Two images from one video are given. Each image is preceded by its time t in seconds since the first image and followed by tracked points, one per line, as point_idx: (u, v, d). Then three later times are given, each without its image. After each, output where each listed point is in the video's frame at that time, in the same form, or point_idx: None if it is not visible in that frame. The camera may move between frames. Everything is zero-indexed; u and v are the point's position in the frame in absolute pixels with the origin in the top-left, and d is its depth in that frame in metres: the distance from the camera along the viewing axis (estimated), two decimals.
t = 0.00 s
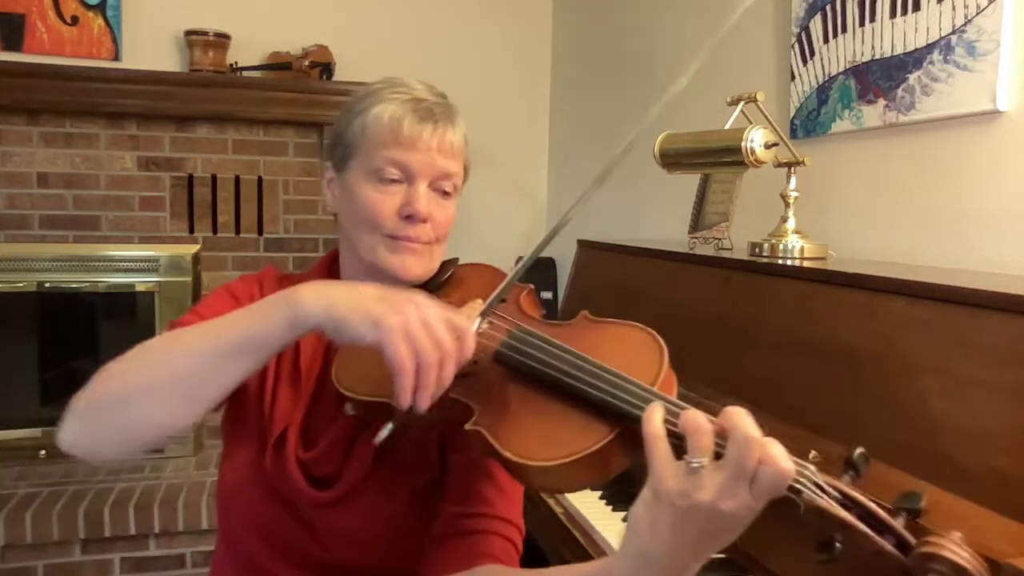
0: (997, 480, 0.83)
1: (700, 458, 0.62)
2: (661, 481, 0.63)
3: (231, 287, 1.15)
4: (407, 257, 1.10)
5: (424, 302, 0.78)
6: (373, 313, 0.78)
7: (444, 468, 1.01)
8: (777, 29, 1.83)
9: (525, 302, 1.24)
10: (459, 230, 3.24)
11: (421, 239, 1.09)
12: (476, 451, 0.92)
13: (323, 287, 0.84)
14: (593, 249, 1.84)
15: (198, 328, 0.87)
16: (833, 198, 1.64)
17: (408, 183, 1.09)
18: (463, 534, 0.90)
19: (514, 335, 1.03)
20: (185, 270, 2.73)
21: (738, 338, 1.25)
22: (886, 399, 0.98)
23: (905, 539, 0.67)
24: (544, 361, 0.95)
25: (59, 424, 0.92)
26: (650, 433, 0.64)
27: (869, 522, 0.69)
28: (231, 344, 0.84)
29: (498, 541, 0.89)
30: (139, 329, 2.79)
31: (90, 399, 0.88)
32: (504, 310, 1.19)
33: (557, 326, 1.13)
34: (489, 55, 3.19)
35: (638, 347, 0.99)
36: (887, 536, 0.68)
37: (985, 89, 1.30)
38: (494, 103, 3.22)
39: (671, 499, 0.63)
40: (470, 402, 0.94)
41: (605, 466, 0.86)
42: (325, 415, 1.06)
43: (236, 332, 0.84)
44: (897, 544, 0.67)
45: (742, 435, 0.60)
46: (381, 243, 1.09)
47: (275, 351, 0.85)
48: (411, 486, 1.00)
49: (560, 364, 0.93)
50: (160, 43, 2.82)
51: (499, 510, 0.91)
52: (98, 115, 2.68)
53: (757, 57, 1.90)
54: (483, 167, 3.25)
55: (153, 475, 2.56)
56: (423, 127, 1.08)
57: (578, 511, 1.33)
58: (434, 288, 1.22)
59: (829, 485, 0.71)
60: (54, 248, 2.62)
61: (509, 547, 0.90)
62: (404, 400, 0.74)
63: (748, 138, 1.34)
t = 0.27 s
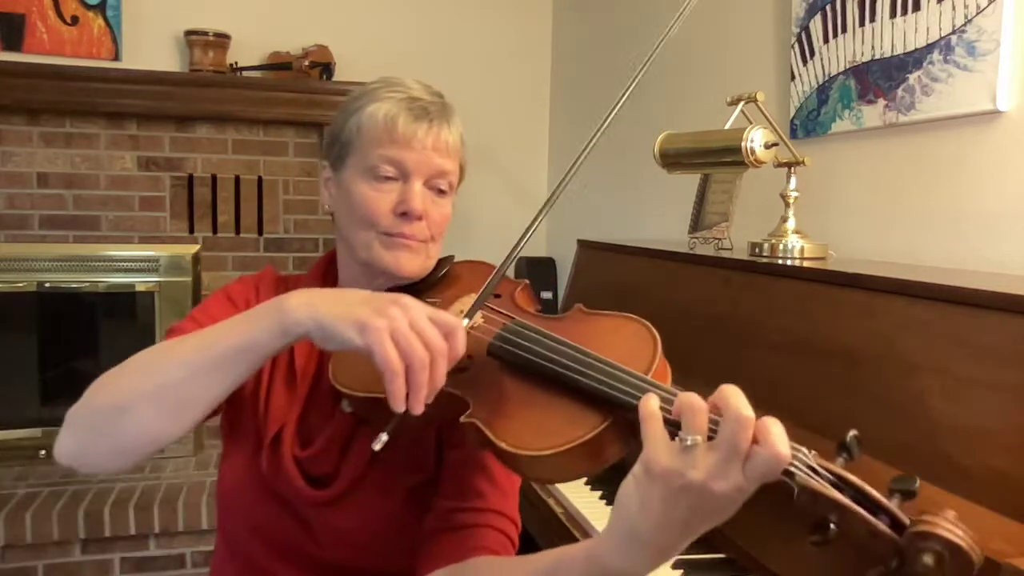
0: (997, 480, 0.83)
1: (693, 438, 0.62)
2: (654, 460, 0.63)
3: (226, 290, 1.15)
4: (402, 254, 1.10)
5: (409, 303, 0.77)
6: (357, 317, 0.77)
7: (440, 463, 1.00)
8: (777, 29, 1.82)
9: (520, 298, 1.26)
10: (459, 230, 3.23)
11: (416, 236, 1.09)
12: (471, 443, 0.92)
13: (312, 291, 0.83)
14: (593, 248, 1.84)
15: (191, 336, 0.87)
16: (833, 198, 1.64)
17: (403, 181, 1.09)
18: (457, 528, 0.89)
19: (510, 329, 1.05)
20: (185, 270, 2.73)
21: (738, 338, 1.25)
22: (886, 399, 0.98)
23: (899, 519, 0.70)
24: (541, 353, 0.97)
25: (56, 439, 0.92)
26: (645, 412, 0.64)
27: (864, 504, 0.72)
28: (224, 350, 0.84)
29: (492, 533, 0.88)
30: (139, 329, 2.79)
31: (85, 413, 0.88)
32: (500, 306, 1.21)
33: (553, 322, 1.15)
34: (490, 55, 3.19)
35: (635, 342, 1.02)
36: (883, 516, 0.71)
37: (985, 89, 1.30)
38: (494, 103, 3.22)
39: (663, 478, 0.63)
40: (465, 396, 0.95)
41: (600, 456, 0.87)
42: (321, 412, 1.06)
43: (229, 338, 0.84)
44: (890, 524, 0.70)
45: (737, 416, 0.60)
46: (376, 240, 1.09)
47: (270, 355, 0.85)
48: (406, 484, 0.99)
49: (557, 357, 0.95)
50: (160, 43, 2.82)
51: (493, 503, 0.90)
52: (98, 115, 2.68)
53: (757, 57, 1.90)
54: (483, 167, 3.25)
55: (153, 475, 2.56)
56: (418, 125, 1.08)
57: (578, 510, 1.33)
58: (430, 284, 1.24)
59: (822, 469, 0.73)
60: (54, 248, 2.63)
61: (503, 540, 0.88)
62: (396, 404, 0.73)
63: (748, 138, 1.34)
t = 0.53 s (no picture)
0: (997, 480, 0.83)
1: (705, 424, 0.62)
2: (666, 446, 0.63)
3: (222, 292, 1.15)
4: (406, 252, 1.09)
5: (389, 330, 0.77)
6: (337, 344, 0.77)
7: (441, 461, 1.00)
8: (777, 28, 1.83)
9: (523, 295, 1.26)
10: (459, 230, 3.23)
11: (421, 235, 1.09)
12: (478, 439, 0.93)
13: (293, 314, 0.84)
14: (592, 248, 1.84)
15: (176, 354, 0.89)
16: (833, 198, 1.64)
17: (410, 180, 1.09)
18: (461, 521, 0.88)
19: (517, 326, 1.07)
20: (185, 270, 2.73)
21: (738, 338, 1.25)
22: (886, 399, 0.98)
23: (907, 505, 0.73)
24: (549, 347, 0.99)
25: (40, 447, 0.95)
26: (656, 400, 0.63)
27: (871, 489, 0.75)
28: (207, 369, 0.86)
29: (495, 526, 0.87)
30: (139, 329, 2.79)
31: (68, 425, 0.90)
32: (504, 303, 1.21)
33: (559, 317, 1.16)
34: (489, 54, 3.19)
35: (639, 336, 1.03)
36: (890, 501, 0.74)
37: (985, 89, 1.30)
38: (494, 103, 3.22)
39: (674, 464, 0.62)
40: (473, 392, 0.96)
41: (608, 448, 0.89)
42: (320, 411, 1.06)
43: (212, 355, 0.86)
44: (899, 510, 0.74)
45: (748, 400, 0.60)
46: (381, 238, 1.09)
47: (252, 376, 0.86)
48: (406, 482, 0.99)
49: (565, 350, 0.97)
50: (160, 43, 2.82)
51: (496, 498, 0.90)
52: (98, 115, 2.68)
53: (757, 57, 1.91)
54: (483, 167, 3.25)
55: (153, 475, 2.56)
56: (427, 125, 1.08)
57: (578, 510, 1.33)
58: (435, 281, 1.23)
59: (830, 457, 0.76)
60: (53, 249, 2.62)
61: (507, 534, 0.88)
62: (371, 432, 0.73)
63: (748, 138, 1.34)
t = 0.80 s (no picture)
0: (997, 480, 0.83)
1: (717, 427, 0.62)
2: (676, 449, 0.62)
3: (222, 296, 1.15)
4: (414, 254, 1.09)
5: (363, 361, 0.74)
6: (307, 374, 0.75)
7: (449, 460, 1.00)
8: (777, 28, 1.83)
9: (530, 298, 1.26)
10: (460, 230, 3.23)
11: (429, 237, 1.09)
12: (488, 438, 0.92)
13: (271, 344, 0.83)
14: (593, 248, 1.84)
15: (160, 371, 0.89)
16: (833, 198, 1.64)
17: (419, 182, 1.09)
18: (470, 521, 0.88)
19: (526, 327, 1.07)
20: (185, 270, 2.73)
21: (738, 338, 1.25)
22: (886, 399, 0.98)
23: (915, 509, 0.74)
24: (556, 349, 0.99)
25: (24, 450, 0.96)
26: (667, 404, 0.62)
27: (879, 493, 0.76)
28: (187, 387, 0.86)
29: (501, 527, 0.87)
30: (139, 329, 2.79)
31: (52, 430, 0.92)
32: (513, 305, 1.20)
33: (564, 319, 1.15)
34: (490, 54, 3.19)
35: (646, 338, 1.04)
36: (898, 506, 0.74)
37: (985, 89, 1.30)
38: (494, 103, 3.22)
39: (685, 466, 0.62)
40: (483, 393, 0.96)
41: (617, 450, 0.89)
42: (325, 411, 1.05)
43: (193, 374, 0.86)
44: (907, 513, 0.74)
45: (760, 405, 0.59)
46: (389, 239, 1.09)
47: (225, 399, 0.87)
48: (413, 481, 0.99)
49: (574, 352, 0.98)
50: (160, 43, 2.83)
51: (504, 497, 0.90)
52: (98, 115, 2.68)
53: (757, 57, 1.90)
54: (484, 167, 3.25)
55: (153, 475, 2.56)
56: (437, 128, 1.08)
57: (578, 510, 1.33)
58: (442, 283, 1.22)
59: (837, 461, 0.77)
60: (54, 249, 2.62)
61: (514, 534, 0.88)
62: (336, 465, 0.71)
63: (748, 138, 1.34)
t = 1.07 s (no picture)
0: (997, 480, 0.83)
1: (718, 437, 0.61)
2: (677, 457, 0.62)
3: (221, 299, 1.15)
4: (418, 256, 1.09)
5: (329, 397, 0.73)
6: (270, 407, 0.74)
7: (451, 461, 1.00)
8: (777, 28, 1.83)
9: (535, 301, 1.26)
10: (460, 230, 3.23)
11: (434, 239, 1.09)
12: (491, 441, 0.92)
13: (246, 373, 0.82)
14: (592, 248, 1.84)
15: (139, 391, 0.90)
16: (833, 198, 1.64)
17: (425, 184, 1.09)
18: (472, 524, 0.88)
19: (531, 332, 1.06)
20: (185, 270, 2.73)
21: (738, 337, 1.25)
22: (886, 399, 0.98)
23: (914, 524, 0.76)
24: (559, 356, 0.98)
25: (14, 451, 0.99)
26: (669, 412, 0.62)
27: (879, 508, 0.77)
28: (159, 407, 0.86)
29: (503, 529, 0.88)
30: (139, 329, 2.79)
31: (38, 436, 0.94)
32: (518, 310, 1.20)
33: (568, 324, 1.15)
34: (490, 54, 3.19)
35: (648, 346, 1.04)
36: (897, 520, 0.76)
37: (985, 89, 1.30)
38: (494, 103, 3.22)
39: (685, 475, 0.62)
40: (487, 397, 0.96)
41: (619, 458, 0.89)
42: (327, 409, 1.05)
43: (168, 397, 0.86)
44: (905, 528, 0.76)
45: (763, 416, 0.59)
46: (394, 241, 1.08)
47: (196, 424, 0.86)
48: (415, 481, 1.00)
49: (577, 360, 0.97)
50: (160, 43, 2.83)
51: (506, 500, 0.90)
52: (98, 115, 2.68)
53: (757, 57, 1.91)
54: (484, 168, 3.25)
55: (153, 475, 2.56)
56: (444, 130, 1.08)
57: (578, 510, 1.33)
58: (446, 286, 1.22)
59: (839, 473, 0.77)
60: (54, 249, 2.62)
61: (515, 537, 0.88)
62: (296, 500, 0.69)
63: (748, 138, 1.34)
